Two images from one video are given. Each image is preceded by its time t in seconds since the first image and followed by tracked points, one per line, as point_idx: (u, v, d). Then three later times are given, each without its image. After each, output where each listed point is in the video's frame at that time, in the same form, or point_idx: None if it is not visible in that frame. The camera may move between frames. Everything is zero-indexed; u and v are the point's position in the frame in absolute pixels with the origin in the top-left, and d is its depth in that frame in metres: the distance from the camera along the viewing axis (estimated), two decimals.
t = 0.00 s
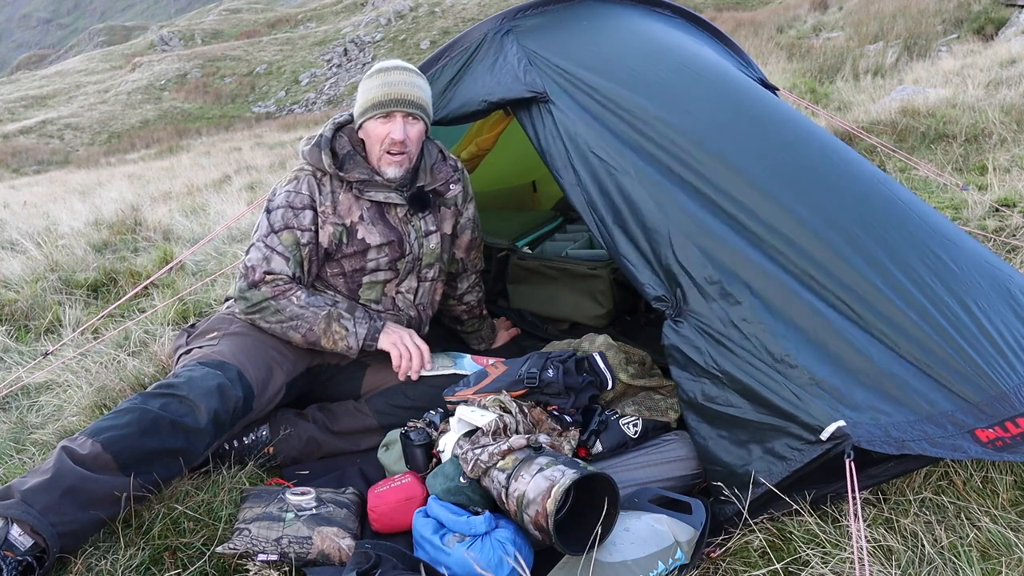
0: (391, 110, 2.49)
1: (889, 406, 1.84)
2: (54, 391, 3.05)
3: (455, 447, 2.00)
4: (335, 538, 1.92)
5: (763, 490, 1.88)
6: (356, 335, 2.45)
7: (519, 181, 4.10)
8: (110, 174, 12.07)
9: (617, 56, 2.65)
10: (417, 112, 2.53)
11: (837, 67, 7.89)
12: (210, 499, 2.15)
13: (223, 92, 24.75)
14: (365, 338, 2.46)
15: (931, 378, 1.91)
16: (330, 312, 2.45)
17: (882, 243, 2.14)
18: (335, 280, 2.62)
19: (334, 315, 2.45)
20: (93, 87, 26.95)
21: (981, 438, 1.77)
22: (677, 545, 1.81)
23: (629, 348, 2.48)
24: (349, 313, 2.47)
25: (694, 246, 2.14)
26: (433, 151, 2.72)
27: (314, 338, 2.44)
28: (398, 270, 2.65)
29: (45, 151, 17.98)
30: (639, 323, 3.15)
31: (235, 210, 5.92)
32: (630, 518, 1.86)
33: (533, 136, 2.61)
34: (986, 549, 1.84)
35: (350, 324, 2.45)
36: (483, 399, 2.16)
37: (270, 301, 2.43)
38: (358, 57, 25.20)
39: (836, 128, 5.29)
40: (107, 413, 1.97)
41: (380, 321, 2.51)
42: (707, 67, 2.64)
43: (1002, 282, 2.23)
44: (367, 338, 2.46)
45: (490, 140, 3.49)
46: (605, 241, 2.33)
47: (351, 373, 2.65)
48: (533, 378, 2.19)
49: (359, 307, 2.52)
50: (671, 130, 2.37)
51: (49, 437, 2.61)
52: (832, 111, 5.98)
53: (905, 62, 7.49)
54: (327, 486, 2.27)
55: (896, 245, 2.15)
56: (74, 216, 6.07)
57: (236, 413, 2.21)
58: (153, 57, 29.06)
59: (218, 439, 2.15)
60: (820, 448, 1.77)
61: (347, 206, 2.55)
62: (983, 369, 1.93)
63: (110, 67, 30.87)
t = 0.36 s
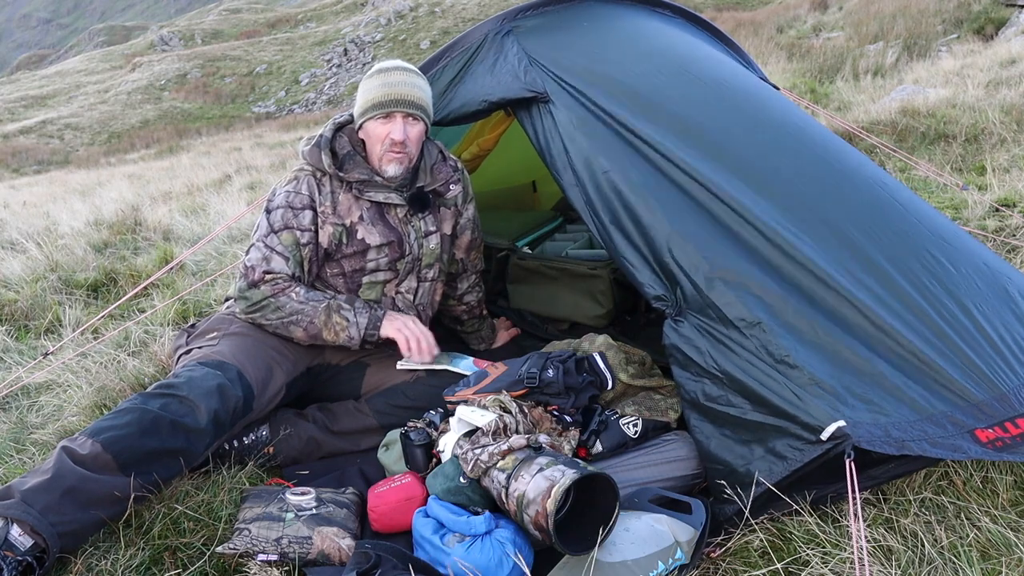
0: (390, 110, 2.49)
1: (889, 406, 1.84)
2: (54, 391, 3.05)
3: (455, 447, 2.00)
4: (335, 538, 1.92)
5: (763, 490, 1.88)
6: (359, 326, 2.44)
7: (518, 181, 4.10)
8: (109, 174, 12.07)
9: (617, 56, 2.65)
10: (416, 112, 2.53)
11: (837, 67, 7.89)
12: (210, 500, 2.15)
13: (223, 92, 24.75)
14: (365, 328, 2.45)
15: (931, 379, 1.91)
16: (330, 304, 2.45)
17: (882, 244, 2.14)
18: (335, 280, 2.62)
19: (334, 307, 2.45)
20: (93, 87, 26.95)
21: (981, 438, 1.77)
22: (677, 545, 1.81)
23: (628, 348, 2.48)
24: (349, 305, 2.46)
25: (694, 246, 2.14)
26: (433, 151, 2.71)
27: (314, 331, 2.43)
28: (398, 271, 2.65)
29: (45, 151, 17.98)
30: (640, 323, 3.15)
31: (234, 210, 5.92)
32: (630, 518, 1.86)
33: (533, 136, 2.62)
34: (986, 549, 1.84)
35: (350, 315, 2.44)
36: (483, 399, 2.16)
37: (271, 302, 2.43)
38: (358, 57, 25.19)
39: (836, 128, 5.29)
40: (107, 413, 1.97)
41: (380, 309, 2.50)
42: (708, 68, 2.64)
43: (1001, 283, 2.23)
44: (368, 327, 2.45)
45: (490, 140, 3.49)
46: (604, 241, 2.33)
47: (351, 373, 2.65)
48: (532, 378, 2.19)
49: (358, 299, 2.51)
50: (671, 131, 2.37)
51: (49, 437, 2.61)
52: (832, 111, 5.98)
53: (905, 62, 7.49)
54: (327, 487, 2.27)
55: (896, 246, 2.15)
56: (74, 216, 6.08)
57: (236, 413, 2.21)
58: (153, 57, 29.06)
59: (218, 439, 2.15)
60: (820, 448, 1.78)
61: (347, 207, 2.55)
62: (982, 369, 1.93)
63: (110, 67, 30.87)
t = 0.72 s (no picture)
0: (391, 108, 2.49)
1: (890, 405, 1.84)
2: (54, 391, 3.05)
3: (455, 447, 2.00)
4: (334, 538, 1.93)
5: (763, 490, 1.88)
6: (359, 343, 2.46)
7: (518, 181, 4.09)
8: (109, 174, 12.07)
9: (617, 56, 2.65)
10: (416, 112, 2.52)
11: (837, 67, 7.90)
12: (210, 499, 2.15)
13: (223, 92, 24.75)
14: (365, 345, 2.48)
15: (932, 377, 1.91)
16: (333, 318, 2.45)
17: (882, 243, 2.14)
18: (335, 280, 2.62)
19: (336, 321, 2.46)
20: (93, 87, 26.95)
21: (981, 438, 1.77)
22: (677, 545, 1.81)
23: (629, 348, 2.48)
24: (352, 319, 2.48)
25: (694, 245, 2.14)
26: (433, 151, 2.71)
27: (315, 343, 2.45)
28: (398, 271, 2.65)
29: (45, 151, 17.98)
30: (639, 323, 3.15)
31: (235, 210, 5.92)
32: (630, 518, 1.86)
33: (533, 135, 2.62)
34: (986, 549, 1.84)
35: (351, 331, 2.46)
36: (483, 399, 2.16)
37: (272, 303, 2.43)
38: (358, 57, 25.18)
39: (836, 128, 5.29)
40: (107, 413, 1.97)
41: (383, 328, 2.53)
42: (708, 66, 2.63)
43: (1002, 280, 2.23)
44: (368, 345, 2.48)
45: (489, 140, 3.49)
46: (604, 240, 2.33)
47: (351, 373, 2.65)
48: (533, 378, 2.19)
49: (360, 312, 2.52)
50: (671, 130, 2.37)
51: (49, 437, 2.61)
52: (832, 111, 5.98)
53: (905, 62, 7.49)
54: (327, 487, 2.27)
55: (897, 244, 2.15)
56: (74, 216, 6.08)
57: (236, 413, 2.21)
58: (153, 57, 29.06)
59: (218, 439, 2.15)
60: (820, 448, 1.77)
61: (347, 207, 2.55)
62: (983, 368, 1.93)
63: (110, 67, 30.86)
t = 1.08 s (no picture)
0: (389, 109, 2.48)
1: (891, 405, 1.83)
2: (54, 391, 3.05)
3: (455, 447, 2.00)
4: (335, 538, 1.92)
5: (763, 490, 1.88)
6: (358, 338, 2.47)
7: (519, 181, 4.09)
8: (109, 174, 12.08)
9: (617, 55, 2.65)
10: (415, 113, 2.51)
11: (837, 67, 7.90)
12: (210, 499, 2.15)
13: (223, 92, 24.75)
14: (365, 340, 2.49)
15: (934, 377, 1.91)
16: (331, 314, 2.45)
17: (883, 242, 2.14)
18: (335, 280, 2.62)
19: (334, 318, 2.46)
20: (93, 87, 26.94)
21: (981, 437, 1.77)
22: (677, 545, 1.81)
23: (629, 348, 2.48)
24: (350, 316, 2.48)
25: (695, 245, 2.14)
26: (433, 152, 2.71)
27: (314, 340, 2.45)
28: (398, 271, 2.65)
29: (45, 151, 17.98)
30: (640, 323, 3.15)
31: (235, 210, 5.92)
32: (630, 518, 1.86)
33: (534, 135, 2.62)
34: (986, 549, 1.84)
35: (350, 327, 2.46)
36: (483, 399, 2.16)
37: (271, 303, 2.43)
38: (358, 57, 25.18)
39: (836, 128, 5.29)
40: (107, 414, 1.97)
41: (381, 323, 2.53)
42: (708, 65, 2.63)
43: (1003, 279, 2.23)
44: (368, 340, 2.49)
45: (486, 139, 3.48)
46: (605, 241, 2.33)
47: (351, 373, 2.65)
48: (533, 378, 2.19)
49: (359, 309, 2.52)
50: (672, 130, 2.37)
51: (49, 437, 2.61)
52: (832, 111, 5.98)
53: (905, 62, 7.49)
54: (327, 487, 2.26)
55: (898, 244, 2.15)
56: (74, 216, 6.08)
57: (236, 413, 2.21)
58: (153, 57, 29.07)
59: (218, 439, 2.15)
60: (820, 447, 1.78)
61: (347, 207, 2.55)
62: (984, 367, 1.93)
63: (110, 67, 30.86)
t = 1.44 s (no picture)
0: (381, 111, 2.48)
1: (891, 405, 1.83)
2: (54, 391, 3.05)
3: (455, 447, 2.00)
4: (335, 538, 1.92)
5: (763, 490, 1.88)
6: (358, 340, 2.48)
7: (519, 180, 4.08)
8: (109, 174, 12.08)
9: (617, 56, 2.65)
10: (406, 116, 2.50)
11: (837, 67, 7.90)
12: (210, 499, 2.15)
13: (223, 92, 24.75)
14: (365, 343, 2.50)
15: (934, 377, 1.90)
16: (331, 316, 2.46)
17: (882, 242, 2.14)
18: (335, 280, 2.62)
19: (335, 319, 2.47)
20: (93, 87, 26.95)
21: (981, 437, 1.77)
22: (677, 545, 1.81)
23: (629, 349, 2.48)
24: (350, 318, 2.49)
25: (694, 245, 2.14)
26: (433, 152, 2.71)
27: (314, 342, 2.45)
28: (398, 271, 2.65)
29: (45, 151, 17.98)
30: (640, 323, 3.15)
31: (235, 210, 5.93)
32: (630, 518, 1.86)
33: (533, 135, 2.61)
34: (986, 549, 1.84)
35: (350, 329, 2.47)
36: (483, 399, 2.16)
37: (271, 304, 2.43)
38: (358, 57, 25.17)
39: (836, 128, 5.29)
40: (107, 413, 1.97)
41: (382, 326, 2.54)
42: (707, 66, 2.64)
43: (1003, 280, 2.23)
44: (367, 343, 2.50)
45: (487, 139, 3.47)
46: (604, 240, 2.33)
47: (351, 373, 2.65)
48: (533, 378, 2.19)
49: (359, 310, 2.53)
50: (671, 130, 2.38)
51: (49, 437, 2.61)
52: (832, 111, 5.99)
53: (905, 62, 7.50)
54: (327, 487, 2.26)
55: (897, 244, 2.15)
56: (74, 216, 6.08)
57: (236, 414, 2.21)
58: (153, 57, 29.08)
59: (218, 439, 2.15)
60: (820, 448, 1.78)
61: (346, 207, 2.55)
62: (984, 367, 1.93)
63: (110, 66, 30.87)
